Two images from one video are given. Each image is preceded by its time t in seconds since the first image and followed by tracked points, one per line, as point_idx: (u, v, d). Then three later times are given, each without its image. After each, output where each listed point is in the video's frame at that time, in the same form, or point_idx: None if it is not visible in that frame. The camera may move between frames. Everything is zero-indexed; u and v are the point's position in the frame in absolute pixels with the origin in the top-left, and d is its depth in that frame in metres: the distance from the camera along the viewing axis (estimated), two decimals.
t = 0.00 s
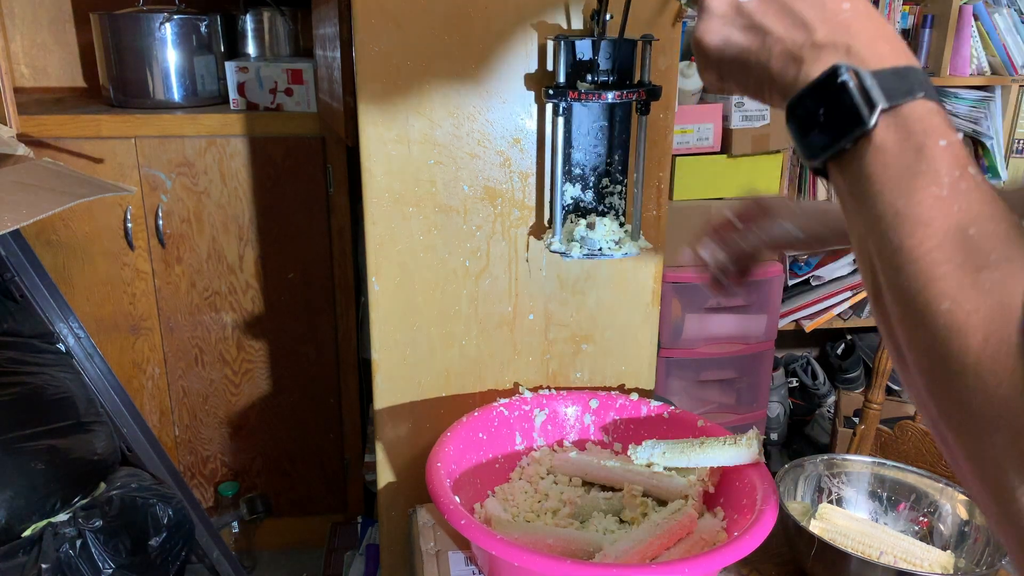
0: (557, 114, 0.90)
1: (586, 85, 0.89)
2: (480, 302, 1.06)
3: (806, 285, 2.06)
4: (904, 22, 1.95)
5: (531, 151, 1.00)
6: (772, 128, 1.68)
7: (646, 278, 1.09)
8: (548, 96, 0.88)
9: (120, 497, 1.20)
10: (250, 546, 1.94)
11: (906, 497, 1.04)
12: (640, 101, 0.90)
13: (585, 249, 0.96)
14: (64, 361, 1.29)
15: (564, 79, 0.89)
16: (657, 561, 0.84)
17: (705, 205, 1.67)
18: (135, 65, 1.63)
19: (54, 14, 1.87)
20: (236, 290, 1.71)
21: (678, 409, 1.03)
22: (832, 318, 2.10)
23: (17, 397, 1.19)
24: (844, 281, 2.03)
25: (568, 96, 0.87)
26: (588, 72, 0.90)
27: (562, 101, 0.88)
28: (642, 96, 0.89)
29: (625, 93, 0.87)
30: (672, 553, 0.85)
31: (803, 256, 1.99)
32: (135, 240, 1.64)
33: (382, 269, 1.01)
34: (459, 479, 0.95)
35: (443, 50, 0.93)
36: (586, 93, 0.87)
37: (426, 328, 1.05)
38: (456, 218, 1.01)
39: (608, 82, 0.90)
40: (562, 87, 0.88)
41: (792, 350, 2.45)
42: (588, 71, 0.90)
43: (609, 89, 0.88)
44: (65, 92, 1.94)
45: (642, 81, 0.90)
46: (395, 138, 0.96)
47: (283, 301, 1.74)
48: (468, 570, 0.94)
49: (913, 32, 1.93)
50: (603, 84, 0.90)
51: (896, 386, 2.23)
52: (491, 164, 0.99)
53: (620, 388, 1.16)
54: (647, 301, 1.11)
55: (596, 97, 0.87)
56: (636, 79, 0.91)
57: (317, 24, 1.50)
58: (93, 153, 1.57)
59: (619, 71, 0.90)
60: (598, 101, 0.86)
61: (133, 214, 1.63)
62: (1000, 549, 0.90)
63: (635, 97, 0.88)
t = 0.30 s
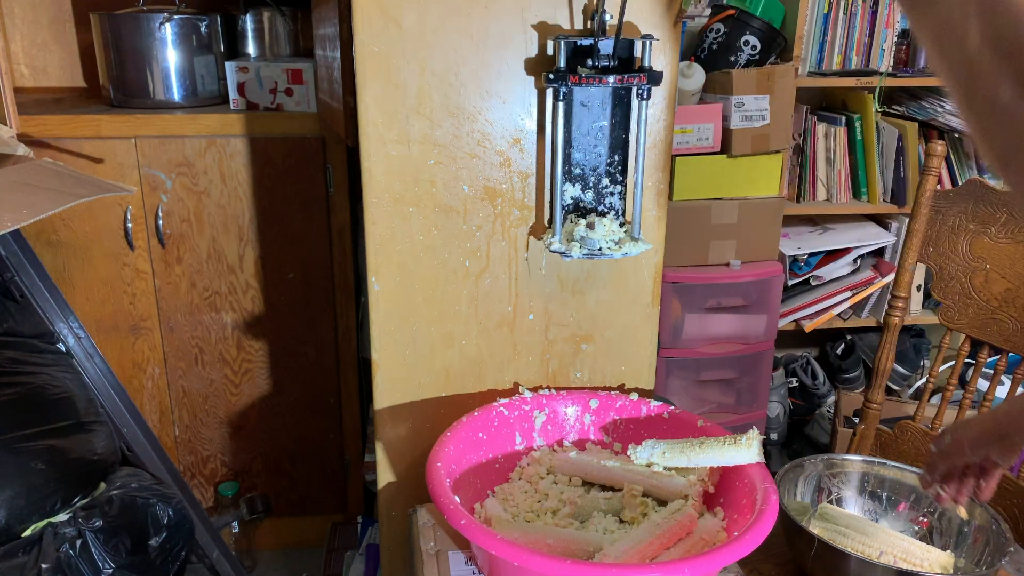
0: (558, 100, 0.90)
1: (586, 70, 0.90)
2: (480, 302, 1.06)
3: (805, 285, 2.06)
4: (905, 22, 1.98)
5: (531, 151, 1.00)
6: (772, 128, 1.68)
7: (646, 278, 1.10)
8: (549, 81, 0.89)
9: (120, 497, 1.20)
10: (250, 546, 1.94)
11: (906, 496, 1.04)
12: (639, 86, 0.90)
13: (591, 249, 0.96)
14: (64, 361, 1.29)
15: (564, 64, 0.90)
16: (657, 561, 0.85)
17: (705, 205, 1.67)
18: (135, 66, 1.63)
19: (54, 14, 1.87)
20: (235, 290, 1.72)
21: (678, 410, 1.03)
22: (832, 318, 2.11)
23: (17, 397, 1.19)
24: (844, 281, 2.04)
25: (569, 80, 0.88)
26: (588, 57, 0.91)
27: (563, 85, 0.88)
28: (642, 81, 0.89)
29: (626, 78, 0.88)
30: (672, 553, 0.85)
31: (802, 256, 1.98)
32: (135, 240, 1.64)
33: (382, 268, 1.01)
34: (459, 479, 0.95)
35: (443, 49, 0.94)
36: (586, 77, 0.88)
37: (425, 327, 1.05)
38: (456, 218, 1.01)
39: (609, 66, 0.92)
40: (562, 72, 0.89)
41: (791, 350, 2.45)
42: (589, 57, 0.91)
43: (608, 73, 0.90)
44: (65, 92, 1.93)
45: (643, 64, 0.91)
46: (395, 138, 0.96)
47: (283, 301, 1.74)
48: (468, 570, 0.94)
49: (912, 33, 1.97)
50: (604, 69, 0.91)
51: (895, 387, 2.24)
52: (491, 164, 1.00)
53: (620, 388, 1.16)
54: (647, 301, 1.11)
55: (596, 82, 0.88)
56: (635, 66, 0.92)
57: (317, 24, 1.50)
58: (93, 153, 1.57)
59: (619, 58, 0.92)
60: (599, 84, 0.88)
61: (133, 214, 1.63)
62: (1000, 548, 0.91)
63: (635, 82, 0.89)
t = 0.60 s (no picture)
0: (557, 95, 0.90)
1: (586, 65, 0.90)
2: (480, 302, 1.06)
3: (805, 285, 2.06)
4: (905, 21, 1.98)
5: (531, 151, 1.00)
6: (772, 128, 1.68)
7: (646, 278, 1.09)
8: (549, 76, 0.89)
9: (120, 497, 1.20)
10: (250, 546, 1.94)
11: (906, 496, 1.04)
12: (639, 81, 0.90)
13: (590, 248, 0.96)
14: (64, 361, 1.29)
15: (564, 60, 0.89)
16: (657, 561, 0.84)
17: (705, 205, 1.67)
18: (135, 66, 1.63)
19: (54, 14, 1.87)
20: (235, 290, 1.71)
21: (678, 410, 1.03)
22: (832, 318, 2.11)
23: (17, 397, 1.19)
24: (844, 281, 2.04)
25: (569, 75, 0.88)
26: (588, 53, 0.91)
27: (563, 80, 0.88)
28: (642, 76, 0.89)
29: (625, 73, 0.89)
30: (672, 553, 0.85)
31: (802, 256, 1.98)
32: (135, 240, 1.64)
33: (382, 268, 1.01)
34: (459, 479, 0.95)
35: (443, 49, 0.93)
36: (586, 72, 0.88)
37: (425, 327, 1.05)
38: (456, 218, 1.01)
39: (609, 62, 0.92)
40: (562, 67, 0.89)
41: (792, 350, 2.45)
42: (589, 52, 0.91)
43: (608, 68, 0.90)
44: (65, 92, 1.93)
45: (643, 60, 0.91)
46: (395, 138, 0.96)
47: (283, 301, 1.74)
48: (468, 570, 0.94)
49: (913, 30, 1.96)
50: (604, 64, 0.91)
51: (895, 386, 2.24)
52: (491, 164, 0.99)
53: (620, 388, 1.16)
54: (647, 301, 1.11)
55: (596, 76, 0.88)
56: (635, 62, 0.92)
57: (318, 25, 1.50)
58: (93, 153, 1.57)
59: (619, 54, 0.92)
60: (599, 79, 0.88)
61: (133, 214, 1.63)
62: (1000, 548, 0.91)
63: (635, 77, 0.89)
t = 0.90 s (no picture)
0: (557, 95, 0.90)
1: (586, 66, 0.90)
2: (480, 302, 1.06)
3: (805, 285, 2.06)
4: (904, 21, 1.98)
5: (531, 151, 1.00)
6: (772, 128, 1.68)
7: (646, 278, 1.09)
8: (549, 76, 0.89)
9: (120, 497, 1.20)
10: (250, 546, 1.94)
11: (906, 497, 1.04)
12: (639, 81, 0.90)
13: (590, 249, 0.96)
14: (64, 361, 1.29)
15: (564, 60, 0.89)
16: (657, 560, 0.84)
17: (705, 205, 1.67)
18: (135, 66, 1.63)
19: (54, 14, 1.87)
20: (235, 290, 1.71)
21: (678, 410, 1.03)
22: (832, 318, 2.11)
23: (16, 397, 1.19)
24: (844, 281, 2.04)
25: (569, 75, 0.88)
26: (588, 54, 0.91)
27: (563, 80, 0.88)
28: (642, 76, 0.89)
29: (625, 73, 0.89)
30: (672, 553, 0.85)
31: (802, 256, 1.98)
32: (135, 240, 1.64)
33: (382, 269, 1.01)
34: (459, 480, 0.95)
35: (443, 49, 0.93)
36: (586, 72, 0.88)
37: (425, 327, 1.05)
38: (456, 218, 1.01)
39: (609, 62, 0.91)
40: (563, 67, 0.89)
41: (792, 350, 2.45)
42: (589, 53, 0.91)
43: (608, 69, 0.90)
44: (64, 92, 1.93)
45: (643, 60, 0.91)
46: (395, 138, 0.96)
47: (283, 301, 1.74)
48: (468, 570, 0.94)
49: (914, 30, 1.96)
50: (604, 64, 0.91)
51: (895, 386, 2.24)
52: (491, 164, 0.99)
53: (620, 388, 1.16)
54: (647, 301, 1.11)
55: (596, 77, 0.88)
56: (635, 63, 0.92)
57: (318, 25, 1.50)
58: (93, 153, 1.57)
59: (619, 54, 0.92)
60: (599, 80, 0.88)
61: (133, 213, 1.63)
62: (999, 550, 0.90)
63: (635, 78, 0.89)
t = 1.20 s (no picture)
0: (558, 96, 0.90)
1: (586, 66, 0.90)
2: (480, 302, 1.06)
3: (805, 284, 2.06)
4: (904, 21, 1.98)
5: (531, 152, 1.00)
6: (772, 128, 1.68)
7: (646, 278, 1.10)
8: (549, 77, 0.89)
9: (120, 497, 1.20)
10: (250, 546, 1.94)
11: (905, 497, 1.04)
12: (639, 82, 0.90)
13: (590, 250, 0.96)
14: (63, 361, 1.29)
15: (564, 60, 0.89)
16: (657, 560, 0.84)
17: (705, 205, 1.67)
18: (135, 66, 1.63)
19: (54, 13, 1.87)
20: (235, 290, 1.71)
21: (678, 410, 1.03)
22: (832, 318, 2.10)
23: (17, 397, 1.19)
24: (844, 280, 2.04)
25: (569, 75, 0.88)
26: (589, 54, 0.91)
27: (563, 80, 0.88)
28: (642, 77, 0.89)
29: (625, 73, 0.88)
30: (672, 553, 0.85)
31: (802, 256, 1.98)
32: (135, 240, 1.64)
33: (382, 269, 1.01)
34: (459, 479, 0.95)
35: (443, 49, 0.93)
36: (586, 73, 0.88)
37: (425, 327, 1.05)
38: (456, 218, 1.01)
39: (609, 62, 0.91)
40: (562, 68, 0.89)
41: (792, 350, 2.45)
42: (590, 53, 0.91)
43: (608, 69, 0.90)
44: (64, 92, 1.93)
45: (643, 60, 0.91)
46: (395, 138, 0.96)
47: (283, 301, 1.74)
48: (468, 570, 0.94)
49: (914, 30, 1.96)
50: (604, 64, 0.91)
51: (895, 386, 2.24)
52: (491, 164, 0.99)
53: (620, 388, 1.16)
54: (647, 301, 1.11)
55: (596, 77, 0.88)
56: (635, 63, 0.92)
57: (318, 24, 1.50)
58: (93, 153, 1.57)
59: (619, 55, 0.92)
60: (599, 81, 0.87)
61: (133, 213, 1.63)
62: (999, 551, 0.90)
63: (635, 78, 0.89)
